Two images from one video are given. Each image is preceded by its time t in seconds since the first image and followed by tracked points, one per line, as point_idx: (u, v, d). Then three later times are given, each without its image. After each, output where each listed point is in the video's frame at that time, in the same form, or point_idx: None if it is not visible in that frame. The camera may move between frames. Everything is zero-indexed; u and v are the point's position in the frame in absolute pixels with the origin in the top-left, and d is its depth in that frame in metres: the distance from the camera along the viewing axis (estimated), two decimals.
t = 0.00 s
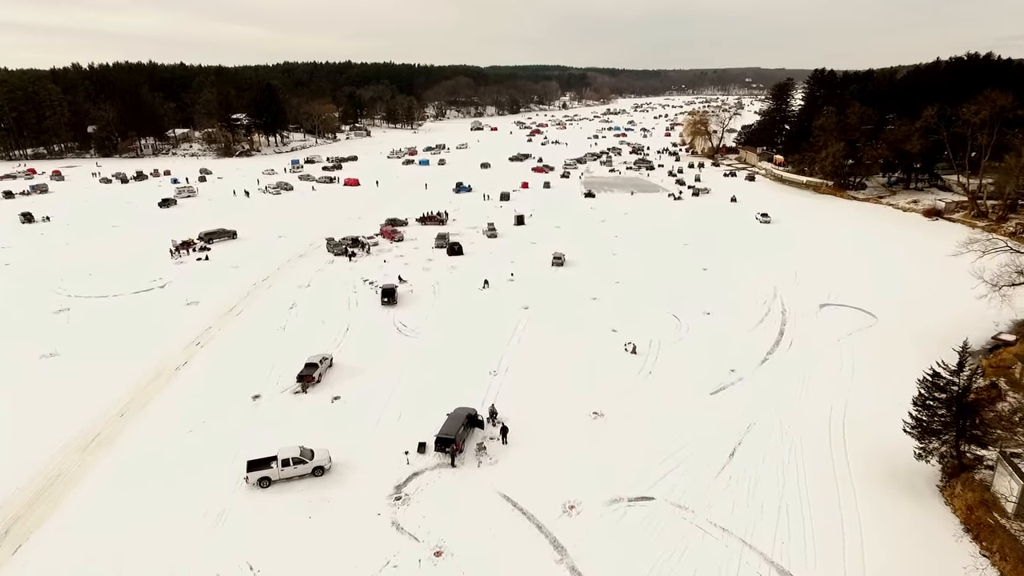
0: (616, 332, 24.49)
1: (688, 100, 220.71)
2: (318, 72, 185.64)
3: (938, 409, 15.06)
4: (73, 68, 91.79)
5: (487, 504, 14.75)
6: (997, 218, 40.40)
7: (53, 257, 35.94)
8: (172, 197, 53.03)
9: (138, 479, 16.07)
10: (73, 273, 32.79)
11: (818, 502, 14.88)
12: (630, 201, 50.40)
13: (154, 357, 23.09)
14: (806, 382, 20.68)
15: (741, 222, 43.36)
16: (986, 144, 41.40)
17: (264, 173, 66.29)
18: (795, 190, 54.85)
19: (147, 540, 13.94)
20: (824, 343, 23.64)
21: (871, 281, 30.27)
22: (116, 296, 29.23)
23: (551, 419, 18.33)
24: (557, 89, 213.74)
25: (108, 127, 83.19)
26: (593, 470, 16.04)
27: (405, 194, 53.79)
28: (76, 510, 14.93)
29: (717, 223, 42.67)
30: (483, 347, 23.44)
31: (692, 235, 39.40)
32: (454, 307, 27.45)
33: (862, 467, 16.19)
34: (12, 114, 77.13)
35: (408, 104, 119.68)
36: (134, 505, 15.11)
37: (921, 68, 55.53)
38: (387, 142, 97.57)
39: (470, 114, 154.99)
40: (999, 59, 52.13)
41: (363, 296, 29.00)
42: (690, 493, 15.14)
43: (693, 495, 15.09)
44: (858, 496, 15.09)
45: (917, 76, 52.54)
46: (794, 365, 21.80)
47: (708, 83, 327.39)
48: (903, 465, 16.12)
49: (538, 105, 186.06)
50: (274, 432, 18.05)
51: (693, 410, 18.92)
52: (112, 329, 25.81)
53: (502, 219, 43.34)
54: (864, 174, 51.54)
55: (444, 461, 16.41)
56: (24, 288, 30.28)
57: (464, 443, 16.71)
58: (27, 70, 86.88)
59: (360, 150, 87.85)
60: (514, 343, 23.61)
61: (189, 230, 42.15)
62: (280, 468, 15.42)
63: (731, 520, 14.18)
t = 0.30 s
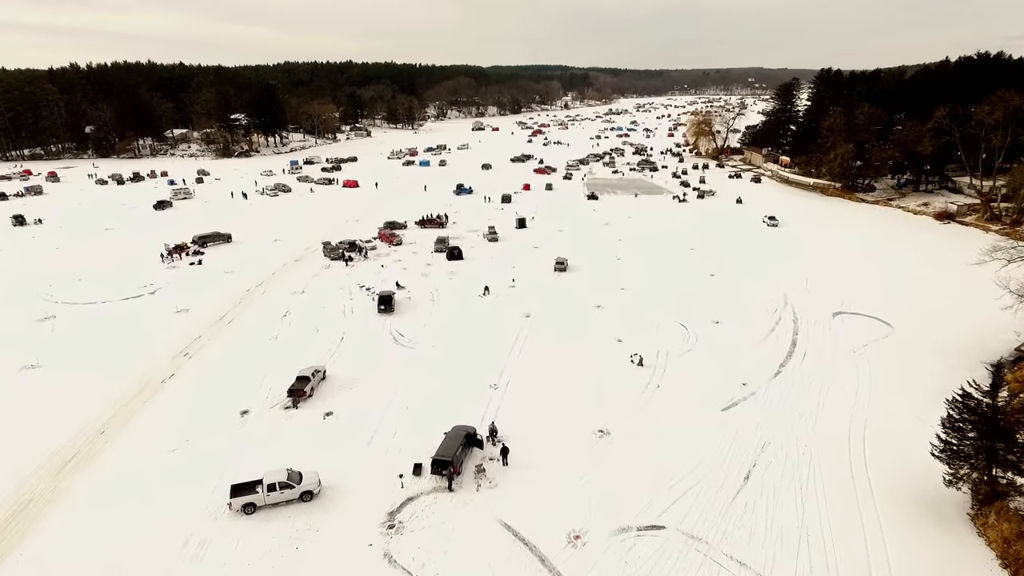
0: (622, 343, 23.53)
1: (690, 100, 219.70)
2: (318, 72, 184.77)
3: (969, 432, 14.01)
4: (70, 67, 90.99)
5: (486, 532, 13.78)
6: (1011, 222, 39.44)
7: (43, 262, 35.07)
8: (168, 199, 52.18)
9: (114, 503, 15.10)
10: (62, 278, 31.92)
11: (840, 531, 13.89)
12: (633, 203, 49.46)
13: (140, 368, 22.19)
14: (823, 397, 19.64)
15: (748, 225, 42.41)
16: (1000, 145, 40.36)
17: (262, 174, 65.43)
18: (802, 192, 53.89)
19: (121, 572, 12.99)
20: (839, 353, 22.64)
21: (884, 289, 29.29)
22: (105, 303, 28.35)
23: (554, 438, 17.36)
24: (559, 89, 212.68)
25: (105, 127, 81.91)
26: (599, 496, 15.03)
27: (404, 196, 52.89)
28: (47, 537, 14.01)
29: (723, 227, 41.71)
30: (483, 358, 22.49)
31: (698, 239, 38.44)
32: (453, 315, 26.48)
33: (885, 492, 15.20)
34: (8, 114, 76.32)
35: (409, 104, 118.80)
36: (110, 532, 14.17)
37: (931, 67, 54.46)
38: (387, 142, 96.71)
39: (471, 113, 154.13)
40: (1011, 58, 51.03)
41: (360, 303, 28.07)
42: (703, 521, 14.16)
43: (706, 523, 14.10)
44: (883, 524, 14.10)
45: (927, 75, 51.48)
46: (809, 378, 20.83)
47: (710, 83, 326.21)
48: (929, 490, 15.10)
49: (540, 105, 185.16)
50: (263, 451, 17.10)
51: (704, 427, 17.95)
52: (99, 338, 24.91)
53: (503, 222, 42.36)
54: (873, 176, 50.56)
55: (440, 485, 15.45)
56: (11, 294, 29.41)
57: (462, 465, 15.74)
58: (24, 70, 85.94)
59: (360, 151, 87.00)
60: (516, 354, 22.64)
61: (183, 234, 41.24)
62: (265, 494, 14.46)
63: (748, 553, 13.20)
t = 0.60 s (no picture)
0: (628, 354, 22.52)
1: (692, 100, 218.65)
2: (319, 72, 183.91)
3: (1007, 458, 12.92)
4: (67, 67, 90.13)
5: (485, 566, 12.80)
6: None
7: (32, 266, 34.17)
8: (164, 201, 51.27)
9: (88, 529, 14.14)
10: (51, 284, 31.00)
11: (867, 565, 12.87)
12: (637, 205, 48.49)
13: (125, 379, 21.23)
14: (840, 412, 18.58)
15: (755, 228, 41.43)
16: (1015, 146, 39.35)
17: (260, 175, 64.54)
18: (809, 194, 52.89)
19: None
20: (855, 365, 21.60)
21: (899, 295, 28.32)
22: (92, 310, 27.42)
23: (558, 459, 16.35)
24: (561, 89, 211.73)
25: (102, 127, 80.62)
26: (605, 524, 14.00)
27: (404, 198, 51.97)
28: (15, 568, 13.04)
29: (730, 230, 40.74)
30: (484, 370, 21.48)
31: (704, 243, 37.45)
32: (452, 323, 25.49)
33: (913, 520, 14.18)
34: (4, 114, 75.46)
35: (410, 104, 117.91)
36: (83, 562, 13.21)
37: (941, 66, 53.38)
38: (387, 142, 95.83)
39: (472, 113, 153.23)
40: None
41: (356, 310, 27.10)
42: (719, 554, 13.14)
43: (722, 556, 13.10)
44: (913, 558, 13.08)
45: (937, 74, 50.40)
46: (826, 392, 19.79)
47: (712, 83, 325.13)
48: (961, 519, 14.06)
49: (541, 104, 184.25)
50: (249, 472, 16.11)
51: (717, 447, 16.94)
52: (84, 347, 23.96)
53: (505, 225, 41.37)
54: (882, 178, 49.51)
55: (437, 511, 14.50)
56: None
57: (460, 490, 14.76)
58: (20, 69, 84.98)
59: (359, 151, 86.08)
60: (518, 366, 21.64)
61: (178, 237, 40.32)
62: (250, 523, 13.49)
63: None
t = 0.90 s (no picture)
0: (635, 367, 21.54)
1: (695, 100, 217.57)
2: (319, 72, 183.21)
3: None
4: (64, 67, 89.41)
5: None
6: None
7: (21, 272, 33.28)
8: (159, 203, 50.39)
9: (57, 563, 13.19)
10: (38, 290, 30.08)
11: None
12: (642, 207, 47.52)
13: (107, 394, 20.25)
14: (861, 432, 17.54)
15: (763, 232, 40.45)
16: None
17: (258, 177, 63.67)
18: (817, 196, 51.87)
19: None
20: (874, 379, 20.56)
21: (915, 304, 27.32)
22: (79, 319, 26.49)
23: (563, 484, 15.34)
24: (563, 89, 210.87)
25: (99, 127, 79.88)
26: (615, 558, 13.00)
27: (404, 200, 51.02)
28: None
29: (737, 234, 39.75)
30: (483, 384, 20.49)
31: (711, 247, 36.45)
32: (451, 334, 24.50)
33: (946, 553, 13.13)
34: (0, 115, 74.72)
35: (410, 104, 117.06)
36: None
37: (952, 66, 52.26)
38: (387, 143, 94.99)
39: (474, 113, 152.47)
40: None
41: (352, 319, 26.13)
42: None
43: None
44: None
45: (949, 74, 49.31)
46: (845, 408, 18.74)
47: (715, 83, 323.91)
48: (1001, 553, 12.97)
49: (543, 104, 183.33)
50: (232, 499, 15.11)
51: (732, 470, 15.91)
52: (66, 358, 23.00)
53: (506, 228, 40.38)
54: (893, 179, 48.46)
55: (433, 543, 13.50)
56: None
57: (457, 521, 13.75)
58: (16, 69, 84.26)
59: (359, 152, 85.20)
60: (519, 380, 20.64)
61: (171, 241, 39.42)
62: (230, 557, 12.48)
63: None
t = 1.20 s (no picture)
0: (643, 381, 20.50)
1: (697, 100, 216.37)
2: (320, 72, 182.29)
3: None
4: (62, 67, 88.59)
5: None
6: None
7: (8, 277, 32.37)
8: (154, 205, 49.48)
9: None
10: (24, 297, 29.17)
11: None
12: (646, 210, 46.53)
13: (87, 409, 19.25)
14: (886, 456, 16.48)
15: (771, 236, 39.43)
16: None
17: (256, 178, 62.75)
18: (825, 199, 50.82)
19: None
20: (895, 395, 19.49)
21: (932, 313, 26.28)
22: (63, 327, 25.54)
23: (569, 513, 14.30)
24: (565, 89, 209.80)
25: (96, 128, 79.01)
26: None
27: (403, 203, 50.07)
28: None
29: (745, 238, 38.75)
30: (483, 400, 19.47)
31: (718, 252, 35.43)
32: (450, 345, 23.49)
33: None
34: None
35: (411, 104, 116.12)
36: None
37: (963, 64, 51.14)
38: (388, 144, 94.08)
39: (475, 113, 151.47)
40: None
41: (347, 328, 25.12)
42: None
43: None
44: None
45: (960, 73, 48.18)
46: (866, 428, 17.70)
47: (717, 83, 322.53)
48: None
49: (545, 105, 182.29)
50: (213, 528, 14.10)
51: (750, 497, 14.85)
52: (47, 369, 22.02)
53: (507, 232, 39.39)
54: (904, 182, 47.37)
55: None
56: None
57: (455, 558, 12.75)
58: (13, 68, 83.35)
59: (359, 153, 84.28)
60: (522, 395, 19.61)
61: (164, 245, 38.49)
62: None
63: None
